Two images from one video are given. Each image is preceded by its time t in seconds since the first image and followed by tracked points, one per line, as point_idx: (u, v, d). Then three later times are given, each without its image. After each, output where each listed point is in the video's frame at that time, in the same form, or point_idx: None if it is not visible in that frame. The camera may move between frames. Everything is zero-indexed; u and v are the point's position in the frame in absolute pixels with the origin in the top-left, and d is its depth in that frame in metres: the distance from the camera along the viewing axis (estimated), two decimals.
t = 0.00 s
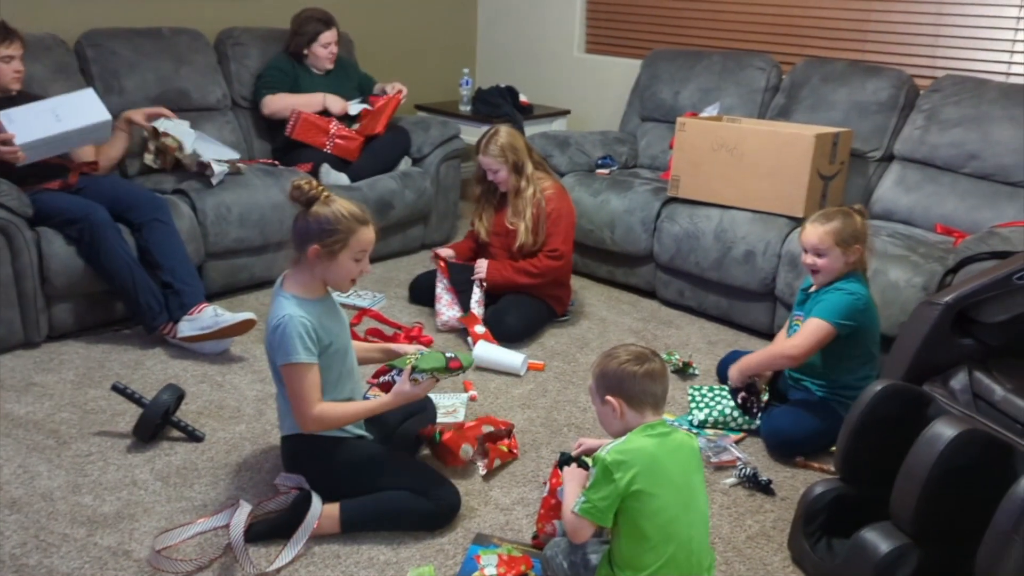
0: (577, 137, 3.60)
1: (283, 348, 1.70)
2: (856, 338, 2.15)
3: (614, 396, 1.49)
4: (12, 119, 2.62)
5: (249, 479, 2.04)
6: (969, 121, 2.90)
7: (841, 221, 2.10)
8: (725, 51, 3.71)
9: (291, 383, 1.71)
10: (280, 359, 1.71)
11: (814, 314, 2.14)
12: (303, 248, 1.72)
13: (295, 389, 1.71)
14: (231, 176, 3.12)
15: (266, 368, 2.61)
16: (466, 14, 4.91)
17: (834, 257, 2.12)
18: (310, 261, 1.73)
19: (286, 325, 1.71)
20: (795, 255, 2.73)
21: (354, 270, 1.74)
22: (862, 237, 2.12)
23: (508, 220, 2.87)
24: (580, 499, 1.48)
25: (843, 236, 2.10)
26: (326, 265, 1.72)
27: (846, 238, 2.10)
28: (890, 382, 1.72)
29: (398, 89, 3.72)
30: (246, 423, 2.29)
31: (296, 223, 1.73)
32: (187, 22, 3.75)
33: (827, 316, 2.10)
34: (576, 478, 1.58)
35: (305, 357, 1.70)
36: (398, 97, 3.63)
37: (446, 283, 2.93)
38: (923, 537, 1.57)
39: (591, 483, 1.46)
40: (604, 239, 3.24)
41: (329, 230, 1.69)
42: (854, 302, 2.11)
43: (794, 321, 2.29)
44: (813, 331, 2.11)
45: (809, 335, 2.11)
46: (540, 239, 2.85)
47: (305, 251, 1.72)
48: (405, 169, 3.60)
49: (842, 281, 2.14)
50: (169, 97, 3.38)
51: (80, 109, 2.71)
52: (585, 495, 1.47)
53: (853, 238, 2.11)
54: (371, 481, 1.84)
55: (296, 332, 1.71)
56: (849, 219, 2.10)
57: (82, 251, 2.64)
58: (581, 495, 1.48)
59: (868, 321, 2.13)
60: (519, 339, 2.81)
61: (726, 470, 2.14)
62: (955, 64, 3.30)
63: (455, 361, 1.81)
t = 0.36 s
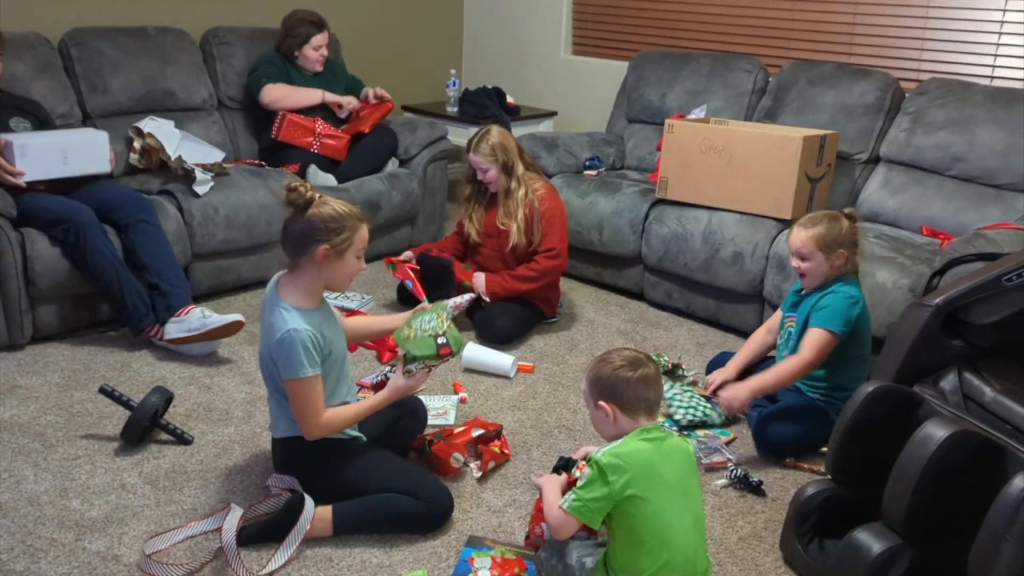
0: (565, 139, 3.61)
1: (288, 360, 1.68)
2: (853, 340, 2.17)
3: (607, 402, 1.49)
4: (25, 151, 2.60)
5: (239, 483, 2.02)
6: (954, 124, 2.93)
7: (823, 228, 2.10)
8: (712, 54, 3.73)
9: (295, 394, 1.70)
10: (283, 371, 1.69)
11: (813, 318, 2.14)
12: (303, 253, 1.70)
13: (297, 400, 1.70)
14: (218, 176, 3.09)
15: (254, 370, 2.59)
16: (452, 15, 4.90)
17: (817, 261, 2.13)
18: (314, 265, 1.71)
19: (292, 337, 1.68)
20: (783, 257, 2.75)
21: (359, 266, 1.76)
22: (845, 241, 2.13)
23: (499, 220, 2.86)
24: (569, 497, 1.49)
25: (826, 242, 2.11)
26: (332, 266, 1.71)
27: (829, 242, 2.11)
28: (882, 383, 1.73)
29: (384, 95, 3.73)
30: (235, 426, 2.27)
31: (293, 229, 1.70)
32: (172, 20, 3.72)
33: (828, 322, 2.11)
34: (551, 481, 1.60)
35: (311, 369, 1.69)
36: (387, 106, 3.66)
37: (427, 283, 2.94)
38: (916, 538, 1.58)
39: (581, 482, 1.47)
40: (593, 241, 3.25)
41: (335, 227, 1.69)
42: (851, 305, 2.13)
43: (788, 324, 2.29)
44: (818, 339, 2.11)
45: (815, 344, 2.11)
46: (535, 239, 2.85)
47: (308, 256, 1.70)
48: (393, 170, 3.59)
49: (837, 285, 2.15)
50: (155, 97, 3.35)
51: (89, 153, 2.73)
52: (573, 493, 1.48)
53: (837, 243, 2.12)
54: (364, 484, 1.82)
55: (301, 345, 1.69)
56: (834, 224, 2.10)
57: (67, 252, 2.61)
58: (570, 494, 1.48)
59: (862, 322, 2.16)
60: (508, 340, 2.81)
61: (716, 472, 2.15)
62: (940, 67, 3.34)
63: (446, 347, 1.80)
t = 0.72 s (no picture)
0: (550, 139, 3.61)
1: (288, 370, 1.67)
2: (836, 343, 2.19)
3: (600, 398, 1.49)
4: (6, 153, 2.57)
5: (223, 486, 2.01)
6: (936, 126, 2.95)
7: (784, 238, 2.12)
8: (696, 55, 3.74)
9: (292, 404, 1.69)
10: (282, 380, 1.68)
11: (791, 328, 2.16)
12: (302, 258, 1.68)
13: (294, 410, 1.69)
14: (201, 176, 3.07)
15: (238, 371, 2.57)
16: (437, 15, 4.89)
17: (785, 271, 2.15)
18: (315, 270, 1.70)
19: (292, 347, 1.67)
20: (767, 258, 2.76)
21: (353, 265, 1.77)
22: (812, 247, 2.13)
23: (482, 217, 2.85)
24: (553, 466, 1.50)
25: (789, 252, 2.13)
26: (333, 269, 1.72)
27: (792, 253, 2.12)
28: (866, 384, 1.74)
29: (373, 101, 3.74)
30: (218, 428, 2.25)
31: (290, 234, 1.67)
32: (154, 19, 3.69)
33: (807, 331, 2.13)
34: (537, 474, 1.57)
35: (310, 380, 1.68)
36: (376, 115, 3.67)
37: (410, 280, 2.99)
38: (901, 538, 1.59)
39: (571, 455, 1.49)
40: (578, 241, 3.25)
41: (334, 228, 1.69)
42: (832, 311, 2.15)
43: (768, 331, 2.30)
44: (794, 349, 2.14)
45: (792, 354, 2.15)
46: (513, 237, 2.85)
47: (309, 261, 1.69)
48: (378, 170, 3.57)
49: (813, 292, 2.17)
50: (136, 96, 3.32)
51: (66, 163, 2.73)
52: (561, 464, 1.48)
53: (802, 252, 2.13)
54: (350, 488, 1.81)
55: (301, 355, 1.67)
56: (799, 230, 2.12)
57: (47, 252, 2.58)
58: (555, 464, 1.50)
59: (843, 325, 2.18)
60: (493, 341, 2.80)
61: (701, 472, 2.16)
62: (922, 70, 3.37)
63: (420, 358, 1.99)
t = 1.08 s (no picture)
0: (537, 139, 3.62)
1: (281, 372, 1.66)
2: (810, 341, 2.20)
3: (597, 393, 1.49)
4: None
5: (209, 485, 2.00)
6: (919, 128, 2.98)
7: (774, 229, 2.14)
8: (682, 56, 3.76)
9: (289, 407, 1.68)
10: (277, 383, 1.67)
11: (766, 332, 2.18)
12: (302, 260, 1.67)
13: (290, 413, 1.68)
14: (187, 176, 3.06)
15: (224, 371, 2.56)
16: (424, 15, 4.88)
17: (766, 261, 2.16)
18: (316, 272, 1.69)
19: (286, 349, 1.66)
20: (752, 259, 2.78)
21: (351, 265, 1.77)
22: (795, 243, 2.16)
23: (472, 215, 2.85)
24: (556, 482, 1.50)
25: (774, 242, 2.14)
26: (333, 270, 1.72)
27: (779, 243, 2.14)
28: (850, 382, 1.76)
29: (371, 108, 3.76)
30: (204, 428, 2.25)
31: (288, 235, 1.66)
32: (139, 17, 3.67)
33: (784, 333, 2.13)
34: (541, 471, 1.63)
35: (304, 382, 1.67)
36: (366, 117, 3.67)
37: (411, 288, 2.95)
38: (885, 535, 1.61)
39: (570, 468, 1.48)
40: (565, 241, 3.26)
41: (332, 230, 1.69)
42: (804, 311, 2.15)
43: (746, 332, 2.32)
44: (778, 353, 2.14)
45: (777, 358, 2.15)
46: (509, 235, 2.87)
47: (308, 263, 1.68)
48: (365, 169, 3.57)
49: (786, 290, 2.18)
50: (121, 94, 3.30)
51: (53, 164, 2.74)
52: (562, 480, 1.49)
53: (785, 244, 2.15)
54: (337, 487, 1.81)
55: (295, 358, 1.66)
56: (783, 226, 2.14)
57: (32, 251, 2.56)
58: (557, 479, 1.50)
59: (816, 322, 2.19)
60: (481, 340, 2.81)
61: (687, 470, 2.17)
62: (905, 71, 3.40)
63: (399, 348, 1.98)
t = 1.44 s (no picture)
0: (528, 144, 3.63)
1: (291, 361, 1.67)
2: (797, 348, 2.21)
3: (580, 403, 1.50)
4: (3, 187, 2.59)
5: (199, 492, 2.00)
6: (907, 132, 3.00)
7: (778, 230, 2.14)
8: (672, 61, 3.78)
9: (297, 398, 1.68)
10: (286, 374, 1.67)
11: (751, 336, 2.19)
12: (288, 269, 1.67)
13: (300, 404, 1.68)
14: (178, 181, 3.06)
15: (214, 377, 2.55)
16: (415, 19, 4.89)
17: (768, 263, 2.16)
18: (306, 281, 1.70)
19: (294, 339, 1.68)
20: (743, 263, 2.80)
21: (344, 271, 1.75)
22: (799, 247, 2.16)
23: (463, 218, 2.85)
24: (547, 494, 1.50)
25: (779, 245, 2.14)
26: (323, 279, 1.71)
27: (784, 246, 2.14)
28: (839, 386, 1.77)
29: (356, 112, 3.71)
30: (195, 434, 2.24)
31: (274, 244, 1.67)
32: (130, 22, 3.66)
33: (766, 341, 2.16)
34: (534, 477, 1.63)
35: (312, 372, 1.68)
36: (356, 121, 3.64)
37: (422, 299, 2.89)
38: (874, 538, 1.62)
39: (558, 479, 1.48)
40: (556, 245, 3.26)
41: (321, 239, 1.68)
42: (793, 318, 2.16)
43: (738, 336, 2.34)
44: (752, 358, 2.17)
45: (750, 363, 2.17)
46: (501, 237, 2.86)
47: (294, 272, 1.68)
48: (356, 174, 3.57)
49: (781, 296, 2.19)
50: (111, 100, 3.29)
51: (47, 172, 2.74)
52: (551, 492, 1.49)
53: (790, 248, 2.15)
54: (328, 493, 1.81)
55: (302, 348, 1.68)
56: (790, 230, 2.15)
57: (21, 257, 2.55)
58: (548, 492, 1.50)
59: (805, 331, 2.20)
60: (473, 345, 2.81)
61: (678, 474, 2.18)
62: (893, 76, 3.42)
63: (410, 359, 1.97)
